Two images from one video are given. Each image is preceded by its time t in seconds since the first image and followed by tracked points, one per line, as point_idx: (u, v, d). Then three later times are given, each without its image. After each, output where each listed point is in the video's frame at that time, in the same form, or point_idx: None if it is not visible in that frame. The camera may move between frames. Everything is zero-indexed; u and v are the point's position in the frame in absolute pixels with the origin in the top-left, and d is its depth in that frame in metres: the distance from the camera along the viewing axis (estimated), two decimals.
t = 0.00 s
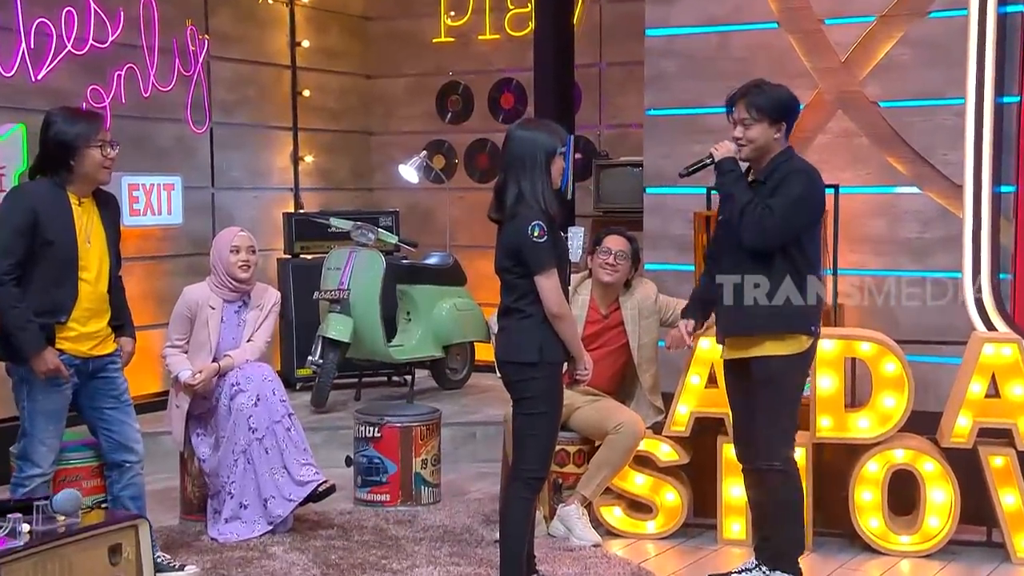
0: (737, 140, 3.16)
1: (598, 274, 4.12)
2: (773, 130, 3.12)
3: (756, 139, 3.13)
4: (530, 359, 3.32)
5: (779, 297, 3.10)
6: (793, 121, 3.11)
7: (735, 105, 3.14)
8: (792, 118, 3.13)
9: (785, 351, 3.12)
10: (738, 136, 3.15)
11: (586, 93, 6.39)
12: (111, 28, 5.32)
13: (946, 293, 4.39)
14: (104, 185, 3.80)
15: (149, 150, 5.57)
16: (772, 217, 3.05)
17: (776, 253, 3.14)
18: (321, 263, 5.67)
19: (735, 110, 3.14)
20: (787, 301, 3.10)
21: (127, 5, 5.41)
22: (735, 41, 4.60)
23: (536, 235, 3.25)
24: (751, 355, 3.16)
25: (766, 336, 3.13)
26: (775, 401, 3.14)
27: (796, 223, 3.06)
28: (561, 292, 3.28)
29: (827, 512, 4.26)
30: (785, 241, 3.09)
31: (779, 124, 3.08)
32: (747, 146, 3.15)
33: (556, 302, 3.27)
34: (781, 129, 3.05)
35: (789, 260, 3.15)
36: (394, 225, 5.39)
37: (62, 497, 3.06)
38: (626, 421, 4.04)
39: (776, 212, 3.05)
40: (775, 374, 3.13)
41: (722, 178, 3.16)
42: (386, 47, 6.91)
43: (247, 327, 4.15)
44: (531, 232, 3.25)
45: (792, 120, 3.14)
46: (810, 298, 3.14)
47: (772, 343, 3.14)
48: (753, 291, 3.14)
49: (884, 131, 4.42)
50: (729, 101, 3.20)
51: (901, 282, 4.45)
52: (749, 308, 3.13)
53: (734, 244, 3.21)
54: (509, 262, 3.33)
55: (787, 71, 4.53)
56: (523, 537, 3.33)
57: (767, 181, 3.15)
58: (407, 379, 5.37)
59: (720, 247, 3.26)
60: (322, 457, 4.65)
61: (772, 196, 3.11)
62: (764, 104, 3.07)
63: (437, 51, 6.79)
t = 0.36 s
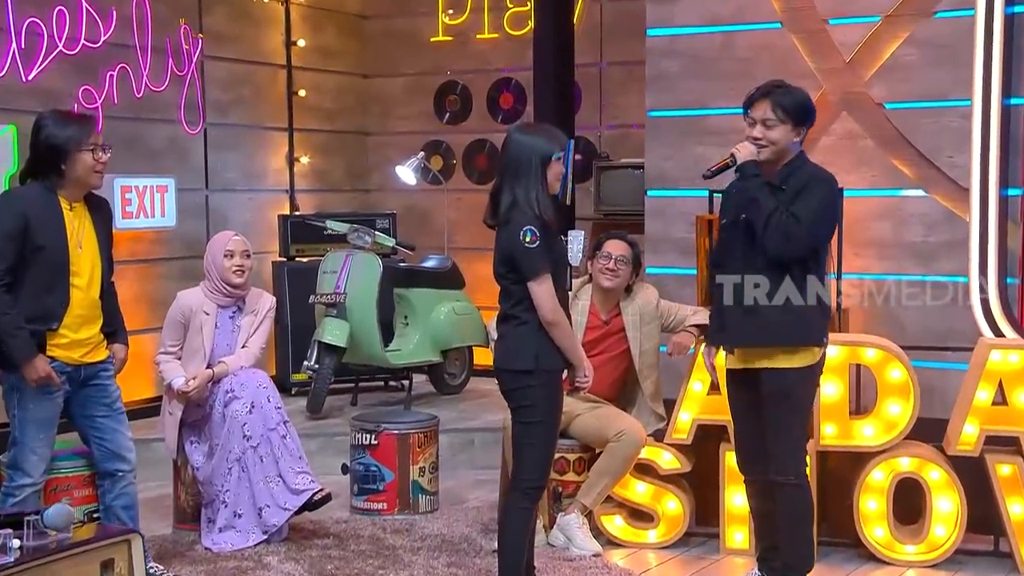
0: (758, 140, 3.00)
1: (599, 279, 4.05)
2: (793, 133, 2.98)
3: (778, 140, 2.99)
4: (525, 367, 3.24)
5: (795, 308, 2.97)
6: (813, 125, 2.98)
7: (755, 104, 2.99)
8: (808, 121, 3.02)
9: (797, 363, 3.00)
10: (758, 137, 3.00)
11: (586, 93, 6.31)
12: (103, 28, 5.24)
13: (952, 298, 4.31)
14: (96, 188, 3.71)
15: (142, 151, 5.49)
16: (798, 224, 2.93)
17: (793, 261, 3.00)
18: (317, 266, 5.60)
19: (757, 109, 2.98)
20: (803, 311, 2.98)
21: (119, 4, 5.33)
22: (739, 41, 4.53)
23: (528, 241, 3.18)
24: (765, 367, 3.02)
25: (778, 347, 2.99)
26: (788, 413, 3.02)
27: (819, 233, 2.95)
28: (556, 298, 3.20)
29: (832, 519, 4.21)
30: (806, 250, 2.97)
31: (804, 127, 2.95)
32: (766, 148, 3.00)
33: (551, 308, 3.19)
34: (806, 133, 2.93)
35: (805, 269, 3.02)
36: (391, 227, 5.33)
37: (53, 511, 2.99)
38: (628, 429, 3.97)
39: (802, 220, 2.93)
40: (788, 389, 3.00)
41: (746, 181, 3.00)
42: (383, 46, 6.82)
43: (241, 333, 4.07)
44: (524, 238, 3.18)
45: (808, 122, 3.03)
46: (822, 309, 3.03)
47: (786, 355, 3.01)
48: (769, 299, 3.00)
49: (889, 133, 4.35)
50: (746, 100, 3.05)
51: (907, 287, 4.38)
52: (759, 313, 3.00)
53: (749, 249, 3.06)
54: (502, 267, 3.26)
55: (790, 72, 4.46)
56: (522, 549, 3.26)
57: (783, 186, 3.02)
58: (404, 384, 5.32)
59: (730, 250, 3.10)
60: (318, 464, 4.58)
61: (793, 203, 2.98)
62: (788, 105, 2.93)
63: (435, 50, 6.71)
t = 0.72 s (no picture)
0: (779, 140, 2.83)
1: (591, 284, 3.98)
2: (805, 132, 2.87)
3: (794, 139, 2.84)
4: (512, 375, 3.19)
5: (813, 321, 2.85)
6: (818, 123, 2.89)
7: (767, 105, 2.82)
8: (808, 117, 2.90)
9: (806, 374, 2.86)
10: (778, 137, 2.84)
11: (580, 93, 6.24)
12: (88, 27, 5.16)
13: (951, 304, 4.25)
14: (79, 194, 3.63)
15: (127, 153, 5.41)
16: (826, 236, 2.80)
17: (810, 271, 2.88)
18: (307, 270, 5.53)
19: (772, 110, 2.80)
20: (818, 324, 2.86)
21: (104, 3, 5.25)
22: (735, 42, 4.46)
23: (512, 247, 3.12)
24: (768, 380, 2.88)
25: (791, 361, 2.84)
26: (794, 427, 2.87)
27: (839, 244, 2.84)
28: (542, 304, 3.16)
29: (829, 528, 4.16)
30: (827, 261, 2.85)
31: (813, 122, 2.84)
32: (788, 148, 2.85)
33: (536, 314, 3.15)
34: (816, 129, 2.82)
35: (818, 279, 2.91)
36: (382, 230, 5.27)
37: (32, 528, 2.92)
38: (622, 437, 3.90)
39: (831, 231, 2.80)
40: (794, 404, 2.86)
41: (780, 183, 2.81)
42: (374, 45, 6.74)
43: (227, 339, 3.99)
44: (510, 244, 3.14)
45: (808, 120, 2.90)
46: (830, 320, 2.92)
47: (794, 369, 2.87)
48: (789, 313, 2.85)
49: (888, 136, 4.28)
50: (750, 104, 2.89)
51: (905, 292, 4.31)
52: (776, 324, 2.85)
53: (766, 258, 2.92)
54: (488, 273, 3.21)
55: (787, 73, 4.39)
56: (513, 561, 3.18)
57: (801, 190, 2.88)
58: (395, 390, 5.26)
59: (741, 257, 2.95)
60: (307, 473, 4.50)
61: (816, 210, 2.85)
62: (804, 103, 2.81)
63: (427, 49, 6.63)
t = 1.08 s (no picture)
0: (774, 149, 2.81)
1: (579, 290, 3.90)
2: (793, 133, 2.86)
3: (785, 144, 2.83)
4: (495, 383, 3.16)
5: (825, 328, 2.89)
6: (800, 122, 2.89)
7: (755, 114, 2.80)
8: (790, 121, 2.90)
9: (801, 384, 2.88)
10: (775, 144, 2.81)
11: (570, 92, 6.16)
12: (66, 25, 5.06)
13: (945, 308, 4.18)
14: (56, 198, 3.54)
15: (105, 154, 5.32)
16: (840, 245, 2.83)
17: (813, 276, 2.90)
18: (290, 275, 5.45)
19: (761, 119, 2.79)
20: (829, 332, 2.90)
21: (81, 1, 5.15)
22: (725, 41, 4.39)
23: (490, 252, 3.10)
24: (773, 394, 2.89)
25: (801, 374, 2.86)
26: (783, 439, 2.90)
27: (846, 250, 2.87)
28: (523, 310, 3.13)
29: (822, 537, 4.10)
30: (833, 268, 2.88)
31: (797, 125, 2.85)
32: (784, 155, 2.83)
33: (517, 319, 3.12)
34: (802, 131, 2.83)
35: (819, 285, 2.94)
36: (366, 232, 5.22)
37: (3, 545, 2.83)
38: (610, 445, 3.83)
39: (844, 239, 2.82)
40: (789, 417, 2.89)
41: (792, 194, 2.82)
42: (359, 43, 6.65)
43: (208, 345, 3.91)
44: (487, 249, 3.12)
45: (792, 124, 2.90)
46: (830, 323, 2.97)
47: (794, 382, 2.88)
48: (803, 324, 2.87)
49: (881, 137, 4.21)
50: (733, 116, 2.86)
51: (897, 296, 4.24)
52: (799, 339, 2.86)
53: (770, 267, 2.91)
54: (469, 278, 3.20)
55: (778, 74, 4.32)
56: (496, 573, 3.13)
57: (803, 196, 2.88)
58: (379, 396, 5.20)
59: (741, 267, 2.94)
60: (289, 480, 4.42)
61: (820, 216, 2.85)
62: (791, 105, 2.81)
63: (413, 47, 6.54)
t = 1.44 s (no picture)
0: (735, 153, 2.75)
1: (562, 293, 3.82)
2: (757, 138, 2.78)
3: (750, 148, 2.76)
4: (471, 390, 3.08)
5: (803, 335, 2.82)
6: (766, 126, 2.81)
7: (715, 118, 2.74)
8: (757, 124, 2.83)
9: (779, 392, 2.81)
10: (735, 150, 2.74)
11: (555, 89, 6.06)
12: (35, 21, 4.94)
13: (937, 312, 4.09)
14: (25, 199, 3.43)
15: (77, 153, 5.20)
16: (811, 247, 2.77)
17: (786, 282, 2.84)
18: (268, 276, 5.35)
19: (722, 122, 2.73)
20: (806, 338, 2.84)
21: None
22: (713, 38, 4.30)
23: (463, 256, 3.02)
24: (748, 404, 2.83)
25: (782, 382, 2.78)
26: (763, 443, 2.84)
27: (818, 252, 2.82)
28: (499, 315, 3.05)
29: (810, 546, 4.01)
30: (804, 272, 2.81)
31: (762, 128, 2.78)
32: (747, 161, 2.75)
33: (492, 325, 3.04)
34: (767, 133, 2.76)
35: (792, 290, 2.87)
36: (346, 232, 5.14)
37: None
38: (594, 452, 3.73)
39: (814, 242, 2.77)
40: (771, 427, 2.83)
41: (756, 203, 2.74)
42: (339, 39, 6.54)
43: (181, 350, 3.82)
44: (460, 253, 3.04)
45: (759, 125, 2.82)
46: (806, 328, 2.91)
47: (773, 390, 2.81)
48: (780, 331, 2.80)
49: (871, 137, 4.12)
50: (695, 119, 2.80)
51: (888, 299, 4.15)
52: (773, 347, 2.79)
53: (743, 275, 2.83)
54: (444, 282, 3.13)
55: (767, 71, 4.23)
56: None
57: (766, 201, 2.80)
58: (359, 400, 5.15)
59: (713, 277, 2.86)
60: (266, 489, 4.33)
61: (789, 220, 2.78)
62: (752, 107, 2.74)
63: (395, 42, 6.44)
